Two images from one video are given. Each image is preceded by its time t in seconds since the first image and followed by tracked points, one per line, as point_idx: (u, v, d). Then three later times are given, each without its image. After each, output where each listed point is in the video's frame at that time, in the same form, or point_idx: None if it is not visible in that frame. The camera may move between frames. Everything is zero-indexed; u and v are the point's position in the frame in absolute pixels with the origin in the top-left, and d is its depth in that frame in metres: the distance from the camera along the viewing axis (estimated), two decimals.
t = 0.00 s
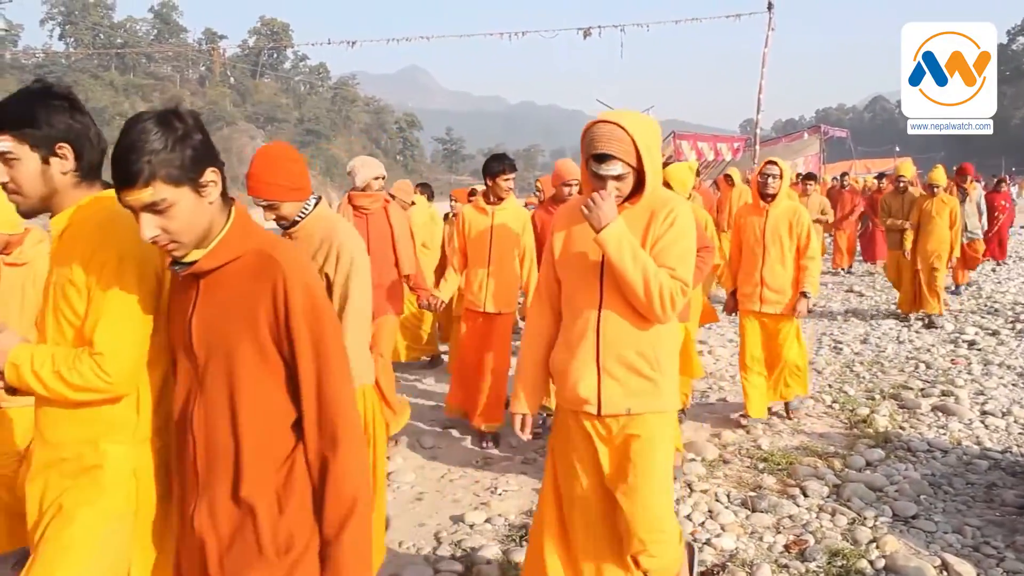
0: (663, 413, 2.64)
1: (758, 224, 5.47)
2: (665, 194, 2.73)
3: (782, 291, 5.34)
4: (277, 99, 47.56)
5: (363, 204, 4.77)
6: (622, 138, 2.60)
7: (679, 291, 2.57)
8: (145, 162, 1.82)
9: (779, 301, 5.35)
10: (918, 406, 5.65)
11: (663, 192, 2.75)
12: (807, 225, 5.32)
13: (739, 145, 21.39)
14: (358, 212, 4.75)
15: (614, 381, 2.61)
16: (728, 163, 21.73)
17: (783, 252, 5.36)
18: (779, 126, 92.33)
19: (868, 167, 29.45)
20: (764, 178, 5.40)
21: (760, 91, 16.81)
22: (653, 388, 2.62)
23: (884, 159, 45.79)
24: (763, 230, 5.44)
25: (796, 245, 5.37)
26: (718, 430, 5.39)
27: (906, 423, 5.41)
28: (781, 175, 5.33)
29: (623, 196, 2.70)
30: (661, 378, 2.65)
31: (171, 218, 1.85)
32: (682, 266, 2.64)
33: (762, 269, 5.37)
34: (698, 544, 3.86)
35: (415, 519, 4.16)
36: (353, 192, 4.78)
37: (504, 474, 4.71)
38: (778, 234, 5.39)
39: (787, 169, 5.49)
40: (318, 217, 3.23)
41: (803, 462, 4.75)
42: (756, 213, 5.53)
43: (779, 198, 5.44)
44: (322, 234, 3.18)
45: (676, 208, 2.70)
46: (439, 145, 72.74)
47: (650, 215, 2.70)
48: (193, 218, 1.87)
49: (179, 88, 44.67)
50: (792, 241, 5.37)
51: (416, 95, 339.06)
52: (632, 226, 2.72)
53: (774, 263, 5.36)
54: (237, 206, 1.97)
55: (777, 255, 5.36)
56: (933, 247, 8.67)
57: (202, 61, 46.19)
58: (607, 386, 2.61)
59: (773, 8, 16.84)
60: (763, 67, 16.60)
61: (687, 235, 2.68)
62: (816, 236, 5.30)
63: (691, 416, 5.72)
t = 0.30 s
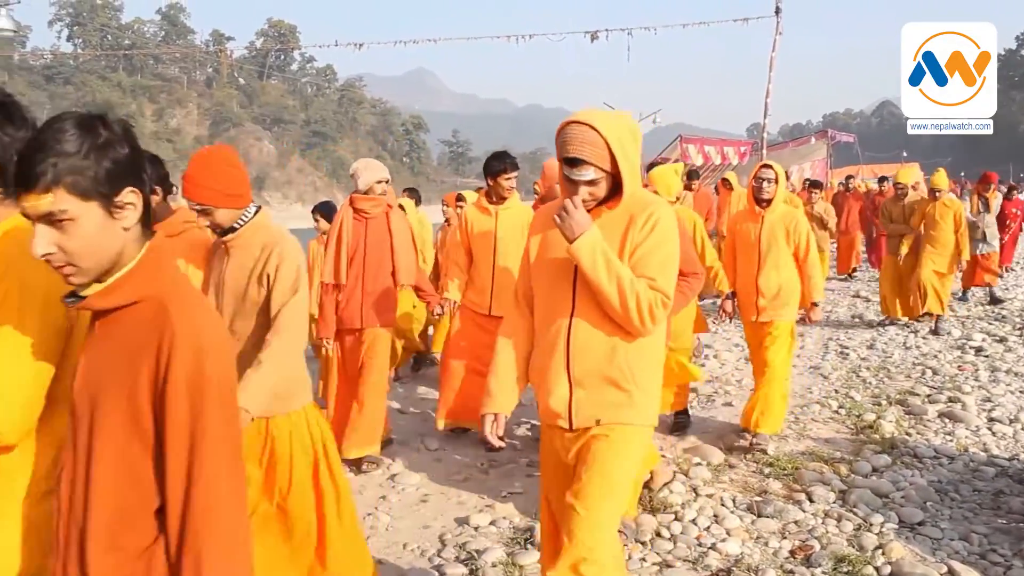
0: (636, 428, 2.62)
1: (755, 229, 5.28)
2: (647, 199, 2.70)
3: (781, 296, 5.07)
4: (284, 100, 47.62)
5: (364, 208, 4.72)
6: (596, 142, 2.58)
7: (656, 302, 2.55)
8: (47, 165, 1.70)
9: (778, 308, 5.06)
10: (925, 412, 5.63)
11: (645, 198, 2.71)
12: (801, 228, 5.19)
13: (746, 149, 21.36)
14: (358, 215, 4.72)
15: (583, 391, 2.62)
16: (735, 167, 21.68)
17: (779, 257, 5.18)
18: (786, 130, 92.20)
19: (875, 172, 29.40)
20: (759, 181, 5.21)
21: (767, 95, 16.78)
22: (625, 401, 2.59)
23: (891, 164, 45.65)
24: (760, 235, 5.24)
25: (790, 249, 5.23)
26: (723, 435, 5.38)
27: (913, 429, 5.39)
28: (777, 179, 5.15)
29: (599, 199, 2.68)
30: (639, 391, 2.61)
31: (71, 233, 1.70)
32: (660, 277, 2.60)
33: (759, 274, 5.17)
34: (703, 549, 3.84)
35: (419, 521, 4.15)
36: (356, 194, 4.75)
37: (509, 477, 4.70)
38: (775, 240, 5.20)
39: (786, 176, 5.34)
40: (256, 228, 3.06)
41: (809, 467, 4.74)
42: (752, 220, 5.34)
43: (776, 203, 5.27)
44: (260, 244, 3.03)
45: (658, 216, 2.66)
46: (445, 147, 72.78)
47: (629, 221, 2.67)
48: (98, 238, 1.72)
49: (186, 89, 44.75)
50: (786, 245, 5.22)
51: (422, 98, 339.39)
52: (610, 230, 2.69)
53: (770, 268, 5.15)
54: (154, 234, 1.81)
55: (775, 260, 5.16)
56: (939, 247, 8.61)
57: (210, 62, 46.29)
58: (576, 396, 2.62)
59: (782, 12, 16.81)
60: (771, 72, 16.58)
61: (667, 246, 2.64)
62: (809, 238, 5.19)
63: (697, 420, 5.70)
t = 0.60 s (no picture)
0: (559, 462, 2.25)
1: (728, 231, 4.92)
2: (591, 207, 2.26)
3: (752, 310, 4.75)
4: (270, 90, 47.42)
5: (338, 196, 4.63)
6: (526, 142, 2.17)
7: (582, 326, 2.14)
8: None
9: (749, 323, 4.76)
10: (905, 408, 5.67)
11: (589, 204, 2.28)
12: (779, 239, 4.76)
13: (732, 145, 21.43)
14: (332, 203, 4.63)
15: (500, 417, 2.25)
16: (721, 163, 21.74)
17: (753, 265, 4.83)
18: (772, 127, 92.43)
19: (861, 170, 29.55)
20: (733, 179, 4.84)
21: (754, 92, 16.83)
22: (546, 432, 2.23)
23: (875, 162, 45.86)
24: (733, 240, 4.88)
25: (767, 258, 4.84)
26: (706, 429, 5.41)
27: (893, 425, 5.43)
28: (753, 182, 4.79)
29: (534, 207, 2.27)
30: (562, 423, 2.24)
31: None
32: (594, 298, 2.18)
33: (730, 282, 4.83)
34: (684, 543, 3.86)
35: (402, 514, 4.16)
36: (329, 181, 4.63)
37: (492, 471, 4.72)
38: (750, 247, 4.84)
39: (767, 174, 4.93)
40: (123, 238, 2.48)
41: (791, 462, 4.77)
42: (726, 222, 4.98)
43: (752, 203, 4.88)
44: (131, 273, 2.43)
45: (599, 228, 2.23)
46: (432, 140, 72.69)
47: (565, 232, 2.25)
48: None
49: (171, 78, 44.48)
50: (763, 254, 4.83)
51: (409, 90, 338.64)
52: (545, 241, 2.27)
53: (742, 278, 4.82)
54: None
55: (746, 266, 4.82)
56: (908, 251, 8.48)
57: (196, 51, 46.07)
58: (493, 422, 2.26)
59: (769, 8, 16.86)
60: (758, 68, 16.62)
61: (608, 261, 2.21)
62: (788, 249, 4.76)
63: (680, 414, 5.73)
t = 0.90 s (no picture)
0: (508, 485, 2.14)
1: (708, 233, 4.75)
2: (515, 208, 2.08)
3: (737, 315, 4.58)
4: (265, 91, 47.41)
5: (312, 199, 4.45)
6: (431, 141, 2.04)
7: (504, 345, 1.97)
8: None
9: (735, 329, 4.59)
10: (903, 404, 5.68)
11: (517, 203, 2.10)
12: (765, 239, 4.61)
13: (728, 142, 21.46)
14: (306, 206, 4.45)
15: (448, 443, 2.13)
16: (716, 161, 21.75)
17: (734, 266, 4.68)
18: (768, 125, 92.47)
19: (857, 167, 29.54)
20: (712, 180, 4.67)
21: (750, 90, 16.87)
22: (496, 457, 2.11)
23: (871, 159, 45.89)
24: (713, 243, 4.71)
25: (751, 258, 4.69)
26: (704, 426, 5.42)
27: (891, 421, 5.43)
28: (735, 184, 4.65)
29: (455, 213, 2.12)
30: (507, 441, 2.11)
31: None
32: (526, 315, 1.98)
33: (712, 286, 4.69)
34: (683, 541, 3.86)
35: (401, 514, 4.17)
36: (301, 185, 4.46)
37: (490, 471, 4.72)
38: (734, 248, 4.68)
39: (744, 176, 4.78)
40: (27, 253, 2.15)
41: (789, 460, 4.77)
42: (706, 223, 4.81)
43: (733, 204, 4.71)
44: (43, 296, 2.14)
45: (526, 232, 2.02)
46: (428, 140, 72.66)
47: (489, 239, 2.06)
48: None
49: (166, 80, 44.47)
50: (745, 255, 4.68)
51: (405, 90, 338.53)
52: (471, 248, 2.10)
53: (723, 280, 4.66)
54: None
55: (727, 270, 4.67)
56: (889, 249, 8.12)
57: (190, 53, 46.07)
58: (441, 445, 2.14)
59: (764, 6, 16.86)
60: (752, 65, 16.64)
61: (537, 268, 2.00)
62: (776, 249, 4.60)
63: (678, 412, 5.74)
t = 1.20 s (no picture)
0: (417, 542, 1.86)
1: (681, 234, 4.63)
2: (404, 228, 1.82)
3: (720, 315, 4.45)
4: (267, 99, 47.50)
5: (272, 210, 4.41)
6: (297, 159, 1.82)
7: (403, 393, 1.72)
8: None
9: (721, 332, 4.45)
10: (910, 402, 5.66)
11: (408, 221, 1.85)
12: (742, 233, 4.49)
13: (730, 143, 21.48)
14: (268, 219, 4.40)
15: (343, 494, 1.86)
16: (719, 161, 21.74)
17: (712, 264, 4.53)
18: (770, 125, 92.43)
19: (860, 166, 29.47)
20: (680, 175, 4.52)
21: (751, 91, 16.88)
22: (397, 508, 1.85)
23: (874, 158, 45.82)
24: (687, 241, 4.58)
25: (731, 256, 4.56)
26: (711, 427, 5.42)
27: (898, 419, 5.42)
28: (704, 177, 4.52)
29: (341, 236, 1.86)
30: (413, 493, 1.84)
31: None
32: (434, 353, 1.72)
33: (688, 289, 4.54)
34: (692, 543, 3.86)
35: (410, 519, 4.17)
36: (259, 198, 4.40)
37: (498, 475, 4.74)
38: (710, 244, 4.54)
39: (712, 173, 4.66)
40: None
41: (796, 459, 4.76)
42: (678, 223, 4.68)
43: (704, 198, 4.58)
44: None
45: (425, 255, 1.76)
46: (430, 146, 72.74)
47: (380, 265, 1.80)
48: None
49: (168, 90, 44.58)
50: (723, 252, 4.54)
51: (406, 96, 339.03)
52: (361, 279, 1.82)
53: (702, 280, 4.52)
54: None
55: (704, 271, 4.52)
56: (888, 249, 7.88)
57: (192, 63, 46.25)
58: (334, 497, 1.87)
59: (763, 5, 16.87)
60: (753, 65, 16.63)
61: (436, 300, 1.73)
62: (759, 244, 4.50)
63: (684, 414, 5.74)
